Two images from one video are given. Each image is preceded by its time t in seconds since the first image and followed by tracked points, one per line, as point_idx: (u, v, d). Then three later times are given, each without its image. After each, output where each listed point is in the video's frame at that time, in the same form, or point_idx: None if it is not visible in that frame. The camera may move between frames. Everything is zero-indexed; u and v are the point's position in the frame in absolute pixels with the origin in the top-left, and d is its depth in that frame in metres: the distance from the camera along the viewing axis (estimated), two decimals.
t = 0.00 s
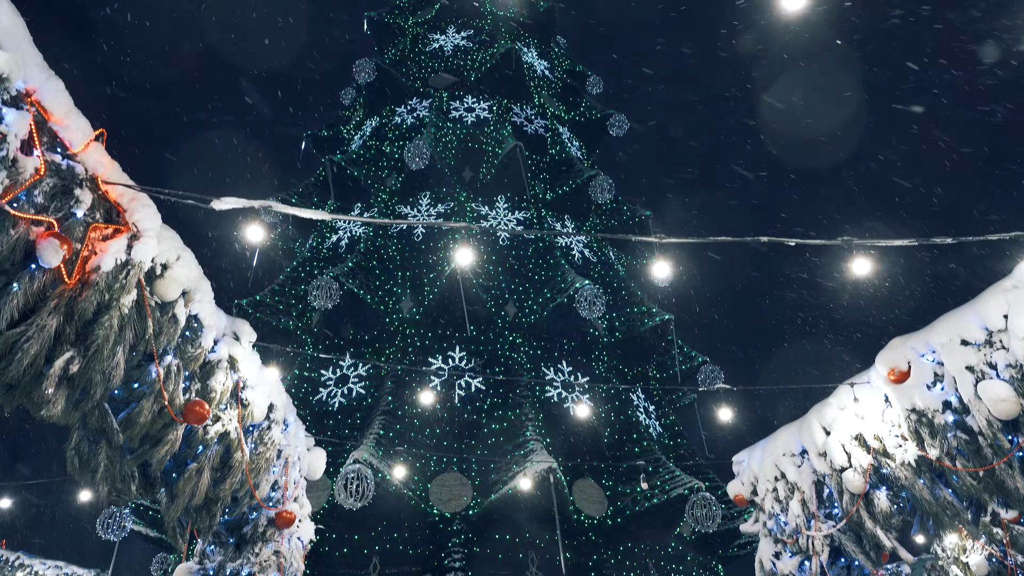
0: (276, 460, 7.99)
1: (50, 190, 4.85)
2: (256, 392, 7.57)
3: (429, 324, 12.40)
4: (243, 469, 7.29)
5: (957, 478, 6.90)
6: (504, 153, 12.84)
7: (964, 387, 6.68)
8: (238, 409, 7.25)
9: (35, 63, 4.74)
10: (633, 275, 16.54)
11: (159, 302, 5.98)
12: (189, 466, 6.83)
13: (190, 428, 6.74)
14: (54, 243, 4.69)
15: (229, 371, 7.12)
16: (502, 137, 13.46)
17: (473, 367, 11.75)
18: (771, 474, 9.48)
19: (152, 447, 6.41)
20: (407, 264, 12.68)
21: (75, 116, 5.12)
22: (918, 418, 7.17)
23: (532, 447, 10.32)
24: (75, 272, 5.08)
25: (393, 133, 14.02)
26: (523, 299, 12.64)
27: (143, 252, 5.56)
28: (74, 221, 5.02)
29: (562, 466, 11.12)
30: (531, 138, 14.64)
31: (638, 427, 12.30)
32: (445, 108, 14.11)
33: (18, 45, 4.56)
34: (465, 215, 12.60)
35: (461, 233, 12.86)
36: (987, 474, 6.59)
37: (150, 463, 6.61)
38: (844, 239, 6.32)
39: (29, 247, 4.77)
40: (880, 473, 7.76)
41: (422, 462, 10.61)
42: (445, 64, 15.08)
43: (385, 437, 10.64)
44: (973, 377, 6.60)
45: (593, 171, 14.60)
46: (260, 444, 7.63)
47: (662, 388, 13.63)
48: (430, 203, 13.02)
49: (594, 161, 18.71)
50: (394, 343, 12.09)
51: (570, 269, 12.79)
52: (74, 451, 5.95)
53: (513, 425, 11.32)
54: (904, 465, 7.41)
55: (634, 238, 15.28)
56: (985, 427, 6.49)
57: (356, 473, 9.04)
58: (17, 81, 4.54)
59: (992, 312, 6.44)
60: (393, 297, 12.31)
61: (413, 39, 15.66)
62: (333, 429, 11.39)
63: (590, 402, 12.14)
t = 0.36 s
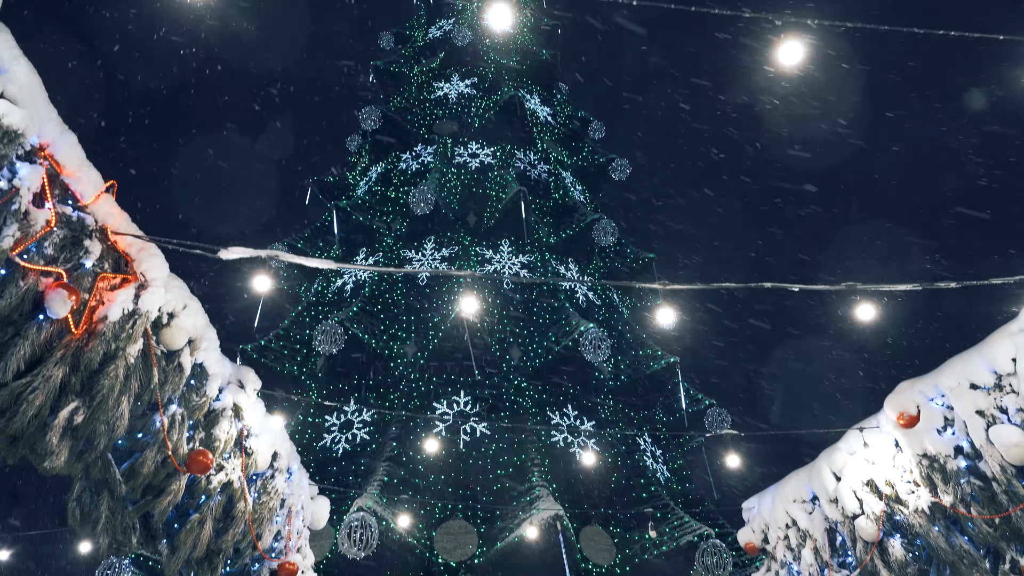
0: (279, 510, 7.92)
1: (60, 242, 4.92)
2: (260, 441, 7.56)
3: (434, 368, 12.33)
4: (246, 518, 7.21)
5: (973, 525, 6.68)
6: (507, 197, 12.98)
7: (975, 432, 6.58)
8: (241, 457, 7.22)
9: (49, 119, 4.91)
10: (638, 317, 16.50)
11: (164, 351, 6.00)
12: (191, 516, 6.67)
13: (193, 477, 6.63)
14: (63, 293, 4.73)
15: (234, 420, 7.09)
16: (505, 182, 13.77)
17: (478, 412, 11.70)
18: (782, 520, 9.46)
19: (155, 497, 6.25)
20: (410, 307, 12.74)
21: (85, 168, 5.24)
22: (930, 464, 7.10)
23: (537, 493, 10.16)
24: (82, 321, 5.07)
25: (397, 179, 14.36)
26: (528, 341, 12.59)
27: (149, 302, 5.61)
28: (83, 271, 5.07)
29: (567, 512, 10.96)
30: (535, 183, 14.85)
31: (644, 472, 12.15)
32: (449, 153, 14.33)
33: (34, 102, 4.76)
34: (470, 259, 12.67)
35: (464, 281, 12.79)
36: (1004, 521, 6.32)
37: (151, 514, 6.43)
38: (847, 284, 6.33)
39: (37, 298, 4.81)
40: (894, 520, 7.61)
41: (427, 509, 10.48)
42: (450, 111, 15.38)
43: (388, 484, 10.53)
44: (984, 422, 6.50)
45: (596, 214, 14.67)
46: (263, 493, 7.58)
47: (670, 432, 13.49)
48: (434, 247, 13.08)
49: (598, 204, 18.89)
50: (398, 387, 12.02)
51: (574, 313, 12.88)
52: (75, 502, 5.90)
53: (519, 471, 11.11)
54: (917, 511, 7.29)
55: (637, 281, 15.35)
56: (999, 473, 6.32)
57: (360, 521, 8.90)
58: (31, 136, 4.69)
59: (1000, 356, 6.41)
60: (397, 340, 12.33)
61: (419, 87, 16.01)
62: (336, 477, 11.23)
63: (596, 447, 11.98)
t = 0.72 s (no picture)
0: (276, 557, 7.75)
1: (62, 288, 4.93)
2: (258, 487, 7.48)
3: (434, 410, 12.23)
4: (243, 567, 7.05)
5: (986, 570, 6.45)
6: (508, 239, 13.06)
7: (983, 473, 6.45)
8: (239, 504, 7.11)
9: (54, 168, 5.01)
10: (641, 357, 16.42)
11: (163, 397, 5.96)
12: (186, 565, 6.47)
13: (190, 525, 6.47)
14: (62, 339, 4.76)
15: (232, 466, 7.02)
16: (506, 225, 13.76)
17: (480, 455, 11.38)
18: (789, 565, 9.36)
19: (150, 545, 6.09)
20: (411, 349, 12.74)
21: (89, 216, 5.30)
22: (938, 506, 6.96)
23: (541, 538, 9.93)
24: (81, 368, 5.04)
25: (399, 221, 14.31)
26: (528, 382, 12.37)
27: (150, 347, 5.66)
28: (83, 317, 5.07)
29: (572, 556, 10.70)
30: (536, 225, 15.03)
31: (648, 514, 11.95)
32: (450, 195, 14.50)
33: (40, 153, 4.85)
34: (471, 300, 12.70)
35: (464, 323, 12.57)
36: (1017, 566, 6.11)
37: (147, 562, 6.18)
38: (851, 326, 6.28)
39: (36, 345, 4.79)
40: (902, 564, 7.42)
41: (428, 555, 10.34)
42: (451, 153, 15.56)
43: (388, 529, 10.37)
44: (991, 464, 6.39)
45: (596, 254, 14.66)
46: (260, 540, 7.46)
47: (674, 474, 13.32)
48: (435, 287, 13.17)
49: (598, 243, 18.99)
50: (399, 430, 11.99)
51: (576, 353, 12.81)
52: (69, 552, 5.49)
53: (521, 516, 10.66)
54: (926, 556, 7.08)
55: (638, 320, 15.41)
56: (1008, 516, 6.14)
57: (359, 567, 8.77)
58: (36, 185, 4.76)
59: (1005, 397, 6.39)
60: (397, 382, 12.40)
61: (420, 130, 16.25)
62: (335, 521, 11.12)
63: (599, 489, 11.82)
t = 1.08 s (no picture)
0: None
1: (65, 325, 4.93)
2: (254, 528, 7.37)
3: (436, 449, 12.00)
4: None
5: None
6: (511, 277, 13.09)
7: (993, 522, 6.30)
8: (235, 545, 6.97)
9: (63, 207, 5.07)
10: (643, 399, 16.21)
11: (163, 436, 5.90)
12: None
13: (186, 567, 6.29)
14: (63, 377, 4.76)
15: (229, 505, 6.92)
16: (509, 264, 13.82)
17: (480, 495, 11.24)
18: None
19: None
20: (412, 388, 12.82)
21: (94, 254, 5.37)
22: (948, 556, 6.72)
23: None
24: (81, 406, 5.00)
25: (404, 259, 14.55)
26: (531, 423, 12.32)
27: (151, 385, 5.64)
28: (85, 354, 5.05)
29: None
30: (539, 263, 15.24)
31: (651, 560, 11.65)
32: (454, 234, 14.64)
33: (50, 191, 4.92)
34: (473, 338, 12.72)
35: (467, 363, 12.66)
36: None
37: None
38: (856, 371, 6.24)
39: (37, 383, 4.74)
40: None
41: None
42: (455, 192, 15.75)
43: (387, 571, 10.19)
44: (1001, 512, 6.25)
45: (599, 292, 14.59)
46: None
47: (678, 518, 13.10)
48: (438, 325, 13.13)
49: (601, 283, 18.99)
50: (399, 469, 11.78)
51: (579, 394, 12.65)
52: None
53: (522, 558, 10.49)
54: None
55: (642, 361, 15.35)
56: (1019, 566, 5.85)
57: None
58: (44, 224, 4.79)
59: (1013, 444, 6.34)
60: (398, 422, 12.37)
61: (426, 169, 16.43)
62: (333, 563, 11.07)
63: (600, 533, 11.51)
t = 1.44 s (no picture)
0: None
1: (65, 358, 4.94)
2: (251, 564, 7.32)
3: (433, 482, 11.95)
4: None
5: None
6: (511, 308, 13.11)
7: (1001, 560, 6.13)
8: None
9: (65, 240, 5.13)
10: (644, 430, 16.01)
11: (159, 470, 5.85)
12: None
13: None
14: (62, 412, 4.67)
15: (226, 541, 6.84)
16: (509, 294, 13.93)
17: (480, 529, 11.21)
18: None
19: None
20: (414, 418, 12.61)
21: (96, 287, 5.42)
22: None
23: None
24: (79, 440, 4.90)
25: (403, 289, 14.46)
26: (531, 456, 12.23)
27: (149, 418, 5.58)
28: (84, 388, 5.06)
29: None
30: (539, 293, 15.12)
31: None
32: (455, 264, 14.72)
33: (53, 225, 4.97)
34: (473, 370, 12.77)
35: (467, 397, 12.60)
36: None
37: None
38: (856, 405, 6.19)
39: (36, 417, 4.68)
40: None
41: None
42: (454, 223, 15.92)
43: None
44: (1008, 549, 6.07)
45: (599, 324, 14.55)
46: None
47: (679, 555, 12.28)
48: (438, 356, 13.09)
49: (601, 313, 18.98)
50: (398, 501, 11.70)
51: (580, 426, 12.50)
52: None
53: None
54: None
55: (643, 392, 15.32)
56: None
57: None
58: (46, 257, 4.82)
59: (1015, 478, 6.22)
60: (398, 454, 12.21)
61: (427, 200, 16.62)
62: None
63: (601, 568, 11.42)
